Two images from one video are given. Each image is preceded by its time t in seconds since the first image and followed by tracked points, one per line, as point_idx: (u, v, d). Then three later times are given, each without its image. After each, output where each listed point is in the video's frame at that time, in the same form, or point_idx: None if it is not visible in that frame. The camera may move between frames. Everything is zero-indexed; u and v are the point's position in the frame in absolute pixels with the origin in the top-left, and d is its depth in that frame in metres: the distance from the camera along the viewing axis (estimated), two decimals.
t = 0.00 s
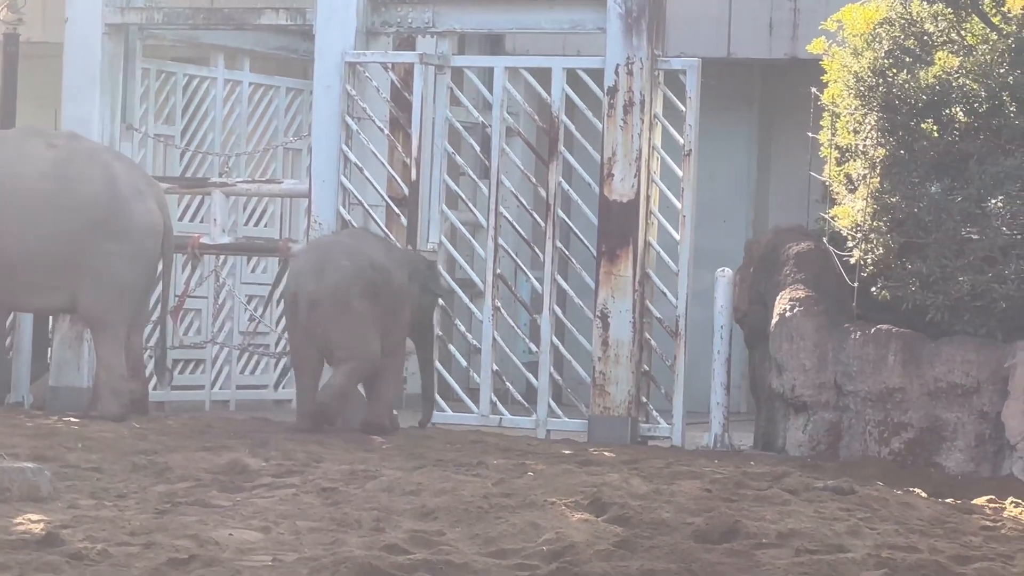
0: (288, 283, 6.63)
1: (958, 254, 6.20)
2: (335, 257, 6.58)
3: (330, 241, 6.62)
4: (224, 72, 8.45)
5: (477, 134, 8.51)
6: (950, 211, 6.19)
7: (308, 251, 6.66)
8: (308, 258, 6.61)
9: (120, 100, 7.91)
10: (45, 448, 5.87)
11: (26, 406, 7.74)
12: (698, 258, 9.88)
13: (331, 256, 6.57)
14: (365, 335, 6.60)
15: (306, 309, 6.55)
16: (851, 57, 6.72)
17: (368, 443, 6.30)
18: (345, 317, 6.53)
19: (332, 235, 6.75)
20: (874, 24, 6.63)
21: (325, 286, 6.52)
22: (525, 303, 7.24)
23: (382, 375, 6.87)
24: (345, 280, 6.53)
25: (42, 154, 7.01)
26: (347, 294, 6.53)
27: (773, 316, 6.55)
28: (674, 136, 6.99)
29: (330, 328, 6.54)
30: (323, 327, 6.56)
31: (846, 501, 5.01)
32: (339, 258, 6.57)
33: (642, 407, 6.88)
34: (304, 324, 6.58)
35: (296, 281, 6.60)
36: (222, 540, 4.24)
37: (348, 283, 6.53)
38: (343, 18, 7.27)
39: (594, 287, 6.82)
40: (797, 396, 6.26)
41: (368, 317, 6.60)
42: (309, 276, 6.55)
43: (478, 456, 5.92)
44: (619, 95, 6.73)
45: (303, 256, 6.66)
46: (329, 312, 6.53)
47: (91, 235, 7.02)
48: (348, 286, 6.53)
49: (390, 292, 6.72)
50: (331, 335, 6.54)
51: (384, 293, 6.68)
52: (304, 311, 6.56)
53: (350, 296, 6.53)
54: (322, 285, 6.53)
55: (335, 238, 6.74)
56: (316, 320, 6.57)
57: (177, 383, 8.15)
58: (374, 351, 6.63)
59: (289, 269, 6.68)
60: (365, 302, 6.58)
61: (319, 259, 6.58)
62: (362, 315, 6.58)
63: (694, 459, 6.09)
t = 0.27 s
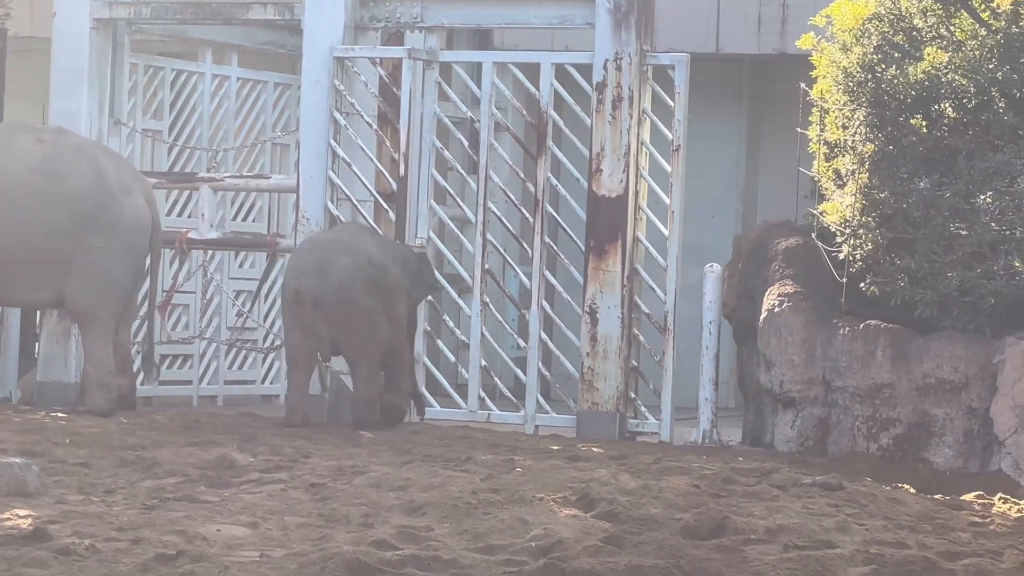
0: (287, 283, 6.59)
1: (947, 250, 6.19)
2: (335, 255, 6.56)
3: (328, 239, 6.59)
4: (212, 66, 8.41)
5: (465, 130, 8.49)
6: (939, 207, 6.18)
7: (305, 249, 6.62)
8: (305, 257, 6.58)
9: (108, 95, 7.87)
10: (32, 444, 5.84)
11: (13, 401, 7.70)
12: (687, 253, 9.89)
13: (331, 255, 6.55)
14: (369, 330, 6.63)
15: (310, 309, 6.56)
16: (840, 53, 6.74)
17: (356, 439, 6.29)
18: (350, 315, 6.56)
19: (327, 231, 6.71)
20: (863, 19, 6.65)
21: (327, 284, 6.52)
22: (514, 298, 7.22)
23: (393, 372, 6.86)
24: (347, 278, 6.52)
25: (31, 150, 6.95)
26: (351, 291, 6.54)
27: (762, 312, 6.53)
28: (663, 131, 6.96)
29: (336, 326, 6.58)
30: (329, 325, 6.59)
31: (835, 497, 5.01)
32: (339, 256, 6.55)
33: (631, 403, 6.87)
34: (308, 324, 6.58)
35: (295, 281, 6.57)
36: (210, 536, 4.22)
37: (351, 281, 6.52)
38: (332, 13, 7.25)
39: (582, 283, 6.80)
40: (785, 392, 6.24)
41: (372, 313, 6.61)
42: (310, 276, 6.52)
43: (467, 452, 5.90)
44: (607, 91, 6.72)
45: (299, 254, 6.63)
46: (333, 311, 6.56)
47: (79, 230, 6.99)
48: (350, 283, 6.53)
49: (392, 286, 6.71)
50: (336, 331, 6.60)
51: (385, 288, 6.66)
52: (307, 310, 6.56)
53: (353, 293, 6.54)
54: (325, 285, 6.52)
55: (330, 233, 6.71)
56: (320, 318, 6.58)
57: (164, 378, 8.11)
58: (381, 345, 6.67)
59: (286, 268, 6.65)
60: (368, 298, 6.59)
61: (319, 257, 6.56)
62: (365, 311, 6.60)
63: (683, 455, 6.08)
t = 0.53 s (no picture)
0: (298, 280, 6.65)
1: (938, 247, 6.19)
2: (344, 254, 6.59)
3: (338, 238, 6.62)
4: (205, 63, 8.41)
5: (458, 127, 8.50)
6: (930, 204, 6.18)
7: (316, 247, 6.67)
8: (315, 255, 6.63)
9: (101, 91, 7.87)
10: (25, 440, 5.84)
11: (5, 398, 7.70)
12: (678, 251, 9.90)
13: (341, 254, 6.58)
14: (376, 330, 6.66)
15: (320, 307, 6.61)
16: (833, 50, 6.75)
17: (349, 435, 6.29)
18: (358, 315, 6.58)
19: (339, 229, 6.74)
20: (855, 17, 6.68)
21: (336, 284, 6.55)
22: (506, 295, 7.23)
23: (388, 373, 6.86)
24: (356, 277, 6.55)
25: (24, 147, 6.93)
26: (358, 291, 6.56)
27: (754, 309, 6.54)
28: (655, 129, 6.96)
29: (343, 324, 6.61)
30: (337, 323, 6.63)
31: (827, 494, 5.02)
32: (348, 255, 6.58)
33: (623, 400, 6.88)
34: (317, 321, 6.63)
35: (305, 278, 6.62)
36: (203, 532, 4.22)
37: (359, 281, 6.55)
38: (325, 10, 7.25)
39: (575, 280, 6.81)
40: (777, 388, 6.25)
41: (379, 313, 6.65)
42: (319, 274, 6.57)
43: (459, 448, 5.91)
44: (599, 88, 6.72)
45: (311, 252, 6.68)
46: (341, 310, 6.58)
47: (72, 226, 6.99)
48: (359, 282, 6.55)
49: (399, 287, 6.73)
50: (342, 330, 6.62)
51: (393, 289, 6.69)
52: (316, 308, 6.62)
53: (361, 293, 6.57)
54: (333, 283, 6.56)
55: (342, 232, 6.75)
56: (329, 316, 6.62)
57: (157, 374, 8.11)
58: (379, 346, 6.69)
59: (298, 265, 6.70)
60: (376, 298, 6.62)
61: (328, 256, 6.59)
62: (373, 311, 6.63)
63: (675, 451, 6.09)
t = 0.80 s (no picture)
0: (308, 276, 6.57)
1: (934, 243, 6.18)
2: (355, 247, 6.62)
3: (349, 230, 6.66)
4: (200, 59, 8.39)
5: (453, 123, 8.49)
6: (925, 199, 6.20)
7: (324, 242, 6.66)
8: (325, 249, 6.62)
9: (96, 87, 7.85)
10: (19, 436, 5.83)
11: None
12: (673, 247, 9.91)
13: (353, 246, 6.61)
14: (380, 325, 6.69)
15: (330, 301, 6.54)
16: (827, 46, 6.79)
17: (344, 431, 6.28)
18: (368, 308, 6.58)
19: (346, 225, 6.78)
20: (849, 13, 6.72)
21: (349, 276, 6.55)
22: (502, 291, 7.23)
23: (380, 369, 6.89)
24: (367, 269, 6.58)
25: (18, 142, 6.93)
26: (370, 283, 6.59)
27: (749, 304, 6.54)
28: (650, 125, 6.95)
29: (354, 317, 6.60)
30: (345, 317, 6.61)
31: (822, 490, 5.02)
32: (359, 248, 6.62)
33: (618, 396, 6.88)
34: (327, 316, 6.55)
35: (316, 273, 6.56)
36: (198, 528, 4.22)
37: (371, 272, 6.58)
38: (320, 6, 7.23)
39: (569, 276, 6.80)
40: (772, 384, 6.30)
41: (386, 307, 6.69)
42: (332, 266, 6.55)
43: (454, 444, 5.90)
44: (594, 84, 6.72)
45: (319, 247, 6.66)
46: (352, 302, 6.59)
47: (66, 223, 6.97)
48: (370, 274, 6.58)
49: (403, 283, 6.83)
50: (349, 323, 6.61)
51: (398, 284, 6.78)
52: (325, 303, 6.55)
53: (371, 285, 6.59)
54: (345, 275, 6.55)
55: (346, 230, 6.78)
56: (338, 309, 6.60)
57: (151, 371, 8.10)
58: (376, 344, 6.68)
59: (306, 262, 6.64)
60: (384, 291, 6.67)
61: (340, 249, 6.60)
62: (381, 304, 6.67)
63: (670, 447, 6.08)
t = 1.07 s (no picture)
0: (320, 267, 6.60)
1: (932, 236, 6.16)
2: (367, 241, 6.61)
3: (361, 225, 6.64)
4: (196, 53, 8.37)
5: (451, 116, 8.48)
6: (923, 192, 6.18)
7: (337, 234, 6.66)
8: (337, 241, 6.63)
9: (92, 82, 7.81)
10: (17, 431, 5.82)
11: None
12: (671, 240, 9.91)
13: (365, 240, 6.59)
14: (389, 320, 6.68)
15: (341, 293, 6.56)
16: (824, 38, 6.78)
17: (342, 425, 6.27)
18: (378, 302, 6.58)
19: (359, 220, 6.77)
20: (847, 6, 6.71)
21: (359, 270, 6.54)
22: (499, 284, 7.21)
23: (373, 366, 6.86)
24: (379, 264, 6.57)
25: (14, 137, 6.89)
26: (382, 277, 6.58)
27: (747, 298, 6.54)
28: (648, 117, 6.94)
29: (363, 311, 6.60)
30: (355, 310, 6.62)
31: (820, 483, 5.02)
32: (372, 242, 6.61)
33: (616, 389, 6.87)
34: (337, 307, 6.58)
35: (328, 265, 6.59)
36: (196, 523, 4.21)
37: (383, 267, 6.56)
38: None
39: (567, 269, 6.79)
40: (771, 377, 6.28)
41: (397, 302, 6.68)
42: (342, 259, 6.56)
43: (452, 438, 5.90)
44: (592, 77, 6.70)
45: (331, 239, 6.67)
46: (362, 295, 6.58)
47: (64, 218, 6.96)
48: (382, 269, 6.57)
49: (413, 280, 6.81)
50: (356, 317, 6.62)
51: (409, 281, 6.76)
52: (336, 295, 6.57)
53: (382, 279, 6.58)
54: (356, 269, 6.55)
55: (360, 223, 6.77)
56: (348, 302, 6.61)
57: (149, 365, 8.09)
58: (383, 338, 6.69)
59: (319, 253, 6.66)
60: (396, 286, 6.65)
61: (351, 243, 6.59)
62: (391, 300, 6.66)
63: (668, 441, 6.07)
